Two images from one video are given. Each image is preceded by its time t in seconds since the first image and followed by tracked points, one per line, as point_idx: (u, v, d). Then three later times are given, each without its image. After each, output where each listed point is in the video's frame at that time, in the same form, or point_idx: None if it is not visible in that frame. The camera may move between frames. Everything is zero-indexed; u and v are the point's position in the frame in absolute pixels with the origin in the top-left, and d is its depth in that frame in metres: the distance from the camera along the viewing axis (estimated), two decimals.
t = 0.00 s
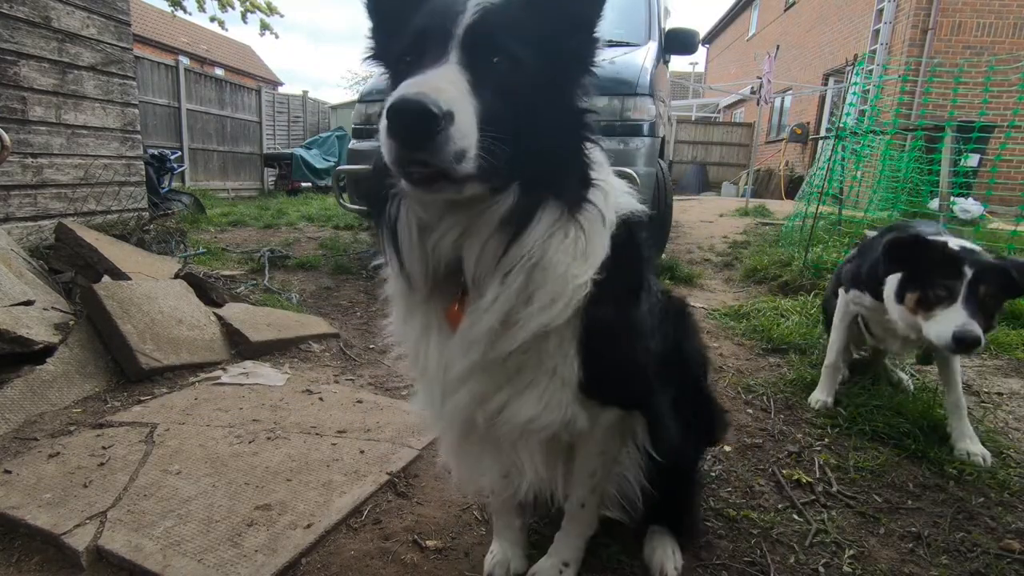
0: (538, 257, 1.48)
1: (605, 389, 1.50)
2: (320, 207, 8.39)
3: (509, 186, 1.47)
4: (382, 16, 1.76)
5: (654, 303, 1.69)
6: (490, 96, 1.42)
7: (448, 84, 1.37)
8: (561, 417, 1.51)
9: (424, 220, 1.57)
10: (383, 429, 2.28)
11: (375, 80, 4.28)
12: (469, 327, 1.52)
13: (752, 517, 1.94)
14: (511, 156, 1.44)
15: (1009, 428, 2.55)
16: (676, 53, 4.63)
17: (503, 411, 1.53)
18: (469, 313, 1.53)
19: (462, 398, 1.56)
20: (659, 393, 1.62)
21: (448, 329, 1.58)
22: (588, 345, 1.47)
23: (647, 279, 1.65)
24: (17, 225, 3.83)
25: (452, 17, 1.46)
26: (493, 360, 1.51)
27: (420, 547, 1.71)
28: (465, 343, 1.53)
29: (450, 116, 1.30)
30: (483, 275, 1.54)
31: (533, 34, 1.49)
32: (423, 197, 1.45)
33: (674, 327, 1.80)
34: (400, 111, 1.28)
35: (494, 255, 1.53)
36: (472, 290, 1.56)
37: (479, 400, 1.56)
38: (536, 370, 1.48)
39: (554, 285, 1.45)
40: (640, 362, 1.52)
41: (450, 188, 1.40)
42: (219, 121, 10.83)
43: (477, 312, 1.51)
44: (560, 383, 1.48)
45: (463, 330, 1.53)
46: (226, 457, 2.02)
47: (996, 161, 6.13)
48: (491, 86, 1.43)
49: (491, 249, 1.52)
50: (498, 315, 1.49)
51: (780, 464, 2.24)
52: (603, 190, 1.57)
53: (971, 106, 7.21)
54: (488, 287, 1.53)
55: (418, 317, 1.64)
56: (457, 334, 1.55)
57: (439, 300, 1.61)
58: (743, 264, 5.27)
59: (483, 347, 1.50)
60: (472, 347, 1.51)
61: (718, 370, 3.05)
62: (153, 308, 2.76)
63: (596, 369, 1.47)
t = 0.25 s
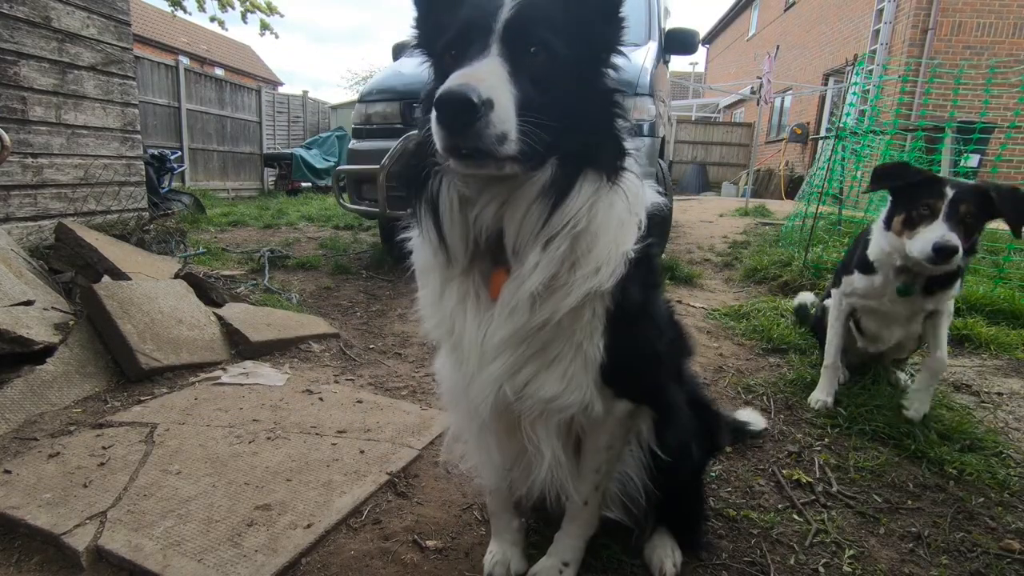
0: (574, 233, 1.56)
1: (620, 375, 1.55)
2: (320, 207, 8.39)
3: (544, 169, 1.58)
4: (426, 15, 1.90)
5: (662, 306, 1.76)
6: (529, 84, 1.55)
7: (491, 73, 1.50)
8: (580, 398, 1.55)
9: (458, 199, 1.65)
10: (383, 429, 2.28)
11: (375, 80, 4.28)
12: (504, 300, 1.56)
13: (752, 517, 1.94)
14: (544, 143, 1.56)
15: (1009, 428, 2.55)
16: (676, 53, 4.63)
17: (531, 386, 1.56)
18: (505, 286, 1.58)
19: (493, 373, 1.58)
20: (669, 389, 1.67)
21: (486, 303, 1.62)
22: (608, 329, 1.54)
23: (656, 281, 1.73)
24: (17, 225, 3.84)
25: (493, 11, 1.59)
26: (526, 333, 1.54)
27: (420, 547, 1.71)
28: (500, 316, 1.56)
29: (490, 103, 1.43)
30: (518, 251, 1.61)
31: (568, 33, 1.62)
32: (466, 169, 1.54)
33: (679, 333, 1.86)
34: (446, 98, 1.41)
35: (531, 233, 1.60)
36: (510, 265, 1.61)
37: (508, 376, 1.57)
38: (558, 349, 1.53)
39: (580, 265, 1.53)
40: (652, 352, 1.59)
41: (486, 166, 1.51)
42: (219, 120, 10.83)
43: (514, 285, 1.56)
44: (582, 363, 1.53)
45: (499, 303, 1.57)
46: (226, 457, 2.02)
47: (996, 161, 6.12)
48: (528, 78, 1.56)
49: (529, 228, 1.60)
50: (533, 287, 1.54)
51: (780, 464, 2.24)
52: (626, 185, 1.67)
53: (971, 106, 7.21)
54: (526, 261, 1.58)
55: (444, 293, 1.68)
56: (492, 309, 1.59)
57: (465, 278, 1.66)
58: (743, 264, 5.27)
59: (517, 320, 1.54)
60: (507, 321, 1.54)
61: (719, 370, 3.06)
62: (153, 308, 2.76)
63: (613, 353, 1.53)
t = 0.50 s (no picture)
0: (574, 229, 1.56)
1: (619, 370, 1.55)
2: (320, 207, 8.40)
3: (543, 165, 1.57)
4: (426, 14, 1.89)
5: (660, 304, 1.76)
6: (530, 78, 1.55)
7: (493, 66, 1.49)
8: (579, 392, 1.55)
9: (459, 195, 1.65)
10: (383, 429, 2.28)
11: (375, 80, 4.28)
12: (503, 296, 1.57)
13: (751, 518, 1.94)
14: (545, 137, 1.56)
15: (1009, 428, 2.55)
16: (676, 53, 4.63)
17: (531, 381, 1.56)
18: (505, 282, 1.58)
19: (493, 369, 1.58)
20: (668, 385, 1.67)
21: (485, 300, 1.62)
22: (608, 325, 1.54)
23: (655, 280, 1.73)
24: (17, 225, 3.84)
25: (494, 6, 1.59)
26: (525, 329, 1.54)
27: (420, 547, 1.71)
28: (500, 313, 1.56)
29: (491, 92, 1.44)
30: (518, 248, 1.61)
31: (570, 30, 1.62)
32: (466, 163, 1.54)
33: (678, 332, 1.86)
34: (447, 88, 1.42)
35: (530, 229, 1.60)
36: (510, 262, 1.61)
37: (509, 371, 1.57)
38: (558, 343, 1.54)
39: (580, 260, 1.53)
40: (651, 348, 1.59)
41: (487, 158, 1.51)
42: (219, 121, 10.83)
43: (514, 282, 1.56)
44: (581, 358, 1.53)
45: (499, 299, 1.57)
46: (226, 457, 2.02)
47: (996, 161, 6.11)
48: (529, 73, 1.56)
49: (529, 224, 1.60)
50: (533, 283, 1.54)
51: (780, 464, 2.24)
52: (625, 182, 1.67)
53: (971, 106, 7.21)
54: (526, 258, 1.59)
55: (445, 290, 1.69)
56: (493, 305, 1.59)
57: (466, 274, 1.66)
58: (743, 265, 5.28)
59: (517, 317, 1.54)
60: (507, 317, 1.55)
61: (719, 370, 3.06)
62: (153, 308, 2.76)
63: (613, 349, 1.54)
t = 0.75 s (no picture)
0: (571, 230, 1.56)
1: (617, 370, 1.55)
2: (320, 207, 8.40)
3: (540, 165, 1.57)
4: (423, 14, 1.89)
5: (658, 304, 1.76)
6: (527, 79, 1.55)
7: (489, 66, 1.49)
8: (576, 392, 1.55)
9: (457, 195, 1.65)
10: (383, 429, 2.28)
11: (375, 80, 4.29)
12: (500, 297, 1.57)
13: (751, 518, 1.94)
14: (541, 138, 1.56)
15: (1009, 428, 2.55)
16: (676, 53, 4.63)
17: (528, 382, 1.56)
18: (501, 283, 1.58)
19: (490, 370, 1.58)
20: (666, 385, 1.67)
21: (482, 301, 1.62)
22: (605, 325, 1.54)
23: (654, 280, 1.73)
24: (17, 225, 3.84)
25: (490, 6, 1.58)
26: (522, 330, 1.55)
27: (420, 547, 1.71)
28: (497, 314, 1.56)
29: (487, 92, 1.44)
30: (515, 249, 1.61)
31: (568, 30, 1.63)
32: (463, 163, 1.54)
33: (677, 331, 1.87)
34: (441, 88, 1.41)
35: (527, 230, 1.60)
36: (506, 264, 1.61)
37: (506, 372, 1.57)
38: (554, 344, 1.53)
39: (576, 261, 1.53)
40: (648, 347, 1.58)
41: (483, 158, 1.51)
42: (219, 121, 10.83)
43: (511, 283, 1.56)
44: (578, 358, 1.53)
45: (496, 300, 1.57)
46: (226, 457, 2.02)
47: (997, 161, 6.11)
48: (526, 73, 1.56)
49: (525, 225, 1.60)
50: (530, 284, 1.54)
51: (780, 464, 2.24)
52: (622, 182, 1.67)
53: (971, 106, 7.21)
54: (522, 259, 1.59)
55: (442, 292, 1.69)
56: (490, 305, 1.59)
57: (463, 276, 1.66)
58: (742, 264, 5.27)
59: (513, 318, 1.54)
60: (504, 318, 1.55)
61: (719, 370, 3.06)
62: (153, 308, 2.76)
63: (611, 350, 1.54)
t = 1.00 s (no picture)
0: (571, 231, 1.56)
1: (617, 370, 1.55)
2: (320, 207, 8.39)
3: (540, 166, 1.57)
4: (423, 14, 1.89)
5: (659, 305, 1.76)
6: (527, 79, 1.55)
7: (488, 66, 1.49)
8: (577, 392, 1.55)
9: (457, 196, 1.65)
10: (383, 429, 2.28)
11: (375, 80, 4.29)
12: (501, 298, 1.57)
13: (751, 518, 1.94)
14: (541, 138, 1.56)
15: (1009, 428, 2.55)
16: (676, 53, 4.63)
17: (529, 383, 1.56)
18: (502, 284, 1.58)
19: (491, 371, 1.58)
20: (666, 385, 1.67)
21: (483, 302, 1.62)
22: (605, 325, 1.54)
23: (655, 281, 1.74)
24: (17, 225, 3.84)
25: (491, 6, 1.59)
26: (523, 331, 1.55)
27: (420, 547, 1.71)
28: (498, 314, 1.56)
29: (487, 92, 1.43)
30: (516, 250, 1.61)
31: (568, 31, 1.63)
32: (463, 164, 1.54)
33: (677, 331, 1.87)
34: (441, 88, 1.41)
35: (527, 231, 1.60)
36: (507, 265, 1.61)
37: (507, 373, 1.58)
38: (555, 345, 1.53)
39: (577, 262, 1.53)
40: (649, 347, 1.59)
41: (484, 158, 1.51)
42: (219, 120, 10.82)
43: (512, 284, 1.56)
44: (578, 358, 1.53)
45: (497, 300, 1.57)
46: (226, 457, 2.02)
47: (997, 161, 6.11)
48: (526, 73, 1.56)
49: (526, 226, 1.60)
50: (531, 284, 1.54)
51: (780, 464, 2.24)
52: (622, 183, 1.67)
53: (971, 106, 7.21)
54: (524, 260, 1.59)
55: (442, 293, 1.69)
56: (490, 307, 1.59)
57: (463, 277, 1.67)
58: (743, 264, 5.27)
59: (514, 319, 1.54)
60: (504, 318, 1.55)
61: (719, 370, 3.06)
62: (153, 308, 2.76)
63: (611, 349, 1.54)
